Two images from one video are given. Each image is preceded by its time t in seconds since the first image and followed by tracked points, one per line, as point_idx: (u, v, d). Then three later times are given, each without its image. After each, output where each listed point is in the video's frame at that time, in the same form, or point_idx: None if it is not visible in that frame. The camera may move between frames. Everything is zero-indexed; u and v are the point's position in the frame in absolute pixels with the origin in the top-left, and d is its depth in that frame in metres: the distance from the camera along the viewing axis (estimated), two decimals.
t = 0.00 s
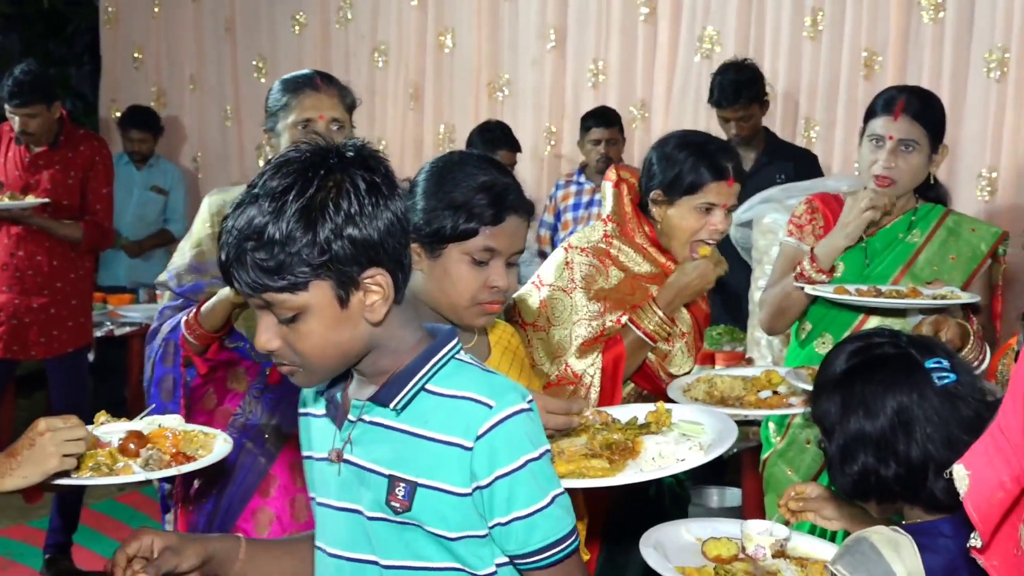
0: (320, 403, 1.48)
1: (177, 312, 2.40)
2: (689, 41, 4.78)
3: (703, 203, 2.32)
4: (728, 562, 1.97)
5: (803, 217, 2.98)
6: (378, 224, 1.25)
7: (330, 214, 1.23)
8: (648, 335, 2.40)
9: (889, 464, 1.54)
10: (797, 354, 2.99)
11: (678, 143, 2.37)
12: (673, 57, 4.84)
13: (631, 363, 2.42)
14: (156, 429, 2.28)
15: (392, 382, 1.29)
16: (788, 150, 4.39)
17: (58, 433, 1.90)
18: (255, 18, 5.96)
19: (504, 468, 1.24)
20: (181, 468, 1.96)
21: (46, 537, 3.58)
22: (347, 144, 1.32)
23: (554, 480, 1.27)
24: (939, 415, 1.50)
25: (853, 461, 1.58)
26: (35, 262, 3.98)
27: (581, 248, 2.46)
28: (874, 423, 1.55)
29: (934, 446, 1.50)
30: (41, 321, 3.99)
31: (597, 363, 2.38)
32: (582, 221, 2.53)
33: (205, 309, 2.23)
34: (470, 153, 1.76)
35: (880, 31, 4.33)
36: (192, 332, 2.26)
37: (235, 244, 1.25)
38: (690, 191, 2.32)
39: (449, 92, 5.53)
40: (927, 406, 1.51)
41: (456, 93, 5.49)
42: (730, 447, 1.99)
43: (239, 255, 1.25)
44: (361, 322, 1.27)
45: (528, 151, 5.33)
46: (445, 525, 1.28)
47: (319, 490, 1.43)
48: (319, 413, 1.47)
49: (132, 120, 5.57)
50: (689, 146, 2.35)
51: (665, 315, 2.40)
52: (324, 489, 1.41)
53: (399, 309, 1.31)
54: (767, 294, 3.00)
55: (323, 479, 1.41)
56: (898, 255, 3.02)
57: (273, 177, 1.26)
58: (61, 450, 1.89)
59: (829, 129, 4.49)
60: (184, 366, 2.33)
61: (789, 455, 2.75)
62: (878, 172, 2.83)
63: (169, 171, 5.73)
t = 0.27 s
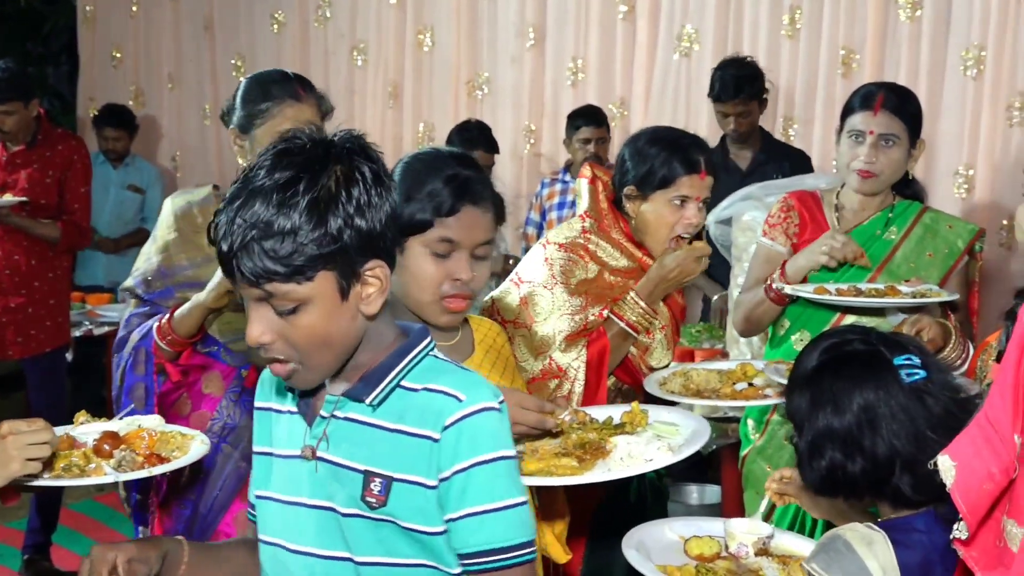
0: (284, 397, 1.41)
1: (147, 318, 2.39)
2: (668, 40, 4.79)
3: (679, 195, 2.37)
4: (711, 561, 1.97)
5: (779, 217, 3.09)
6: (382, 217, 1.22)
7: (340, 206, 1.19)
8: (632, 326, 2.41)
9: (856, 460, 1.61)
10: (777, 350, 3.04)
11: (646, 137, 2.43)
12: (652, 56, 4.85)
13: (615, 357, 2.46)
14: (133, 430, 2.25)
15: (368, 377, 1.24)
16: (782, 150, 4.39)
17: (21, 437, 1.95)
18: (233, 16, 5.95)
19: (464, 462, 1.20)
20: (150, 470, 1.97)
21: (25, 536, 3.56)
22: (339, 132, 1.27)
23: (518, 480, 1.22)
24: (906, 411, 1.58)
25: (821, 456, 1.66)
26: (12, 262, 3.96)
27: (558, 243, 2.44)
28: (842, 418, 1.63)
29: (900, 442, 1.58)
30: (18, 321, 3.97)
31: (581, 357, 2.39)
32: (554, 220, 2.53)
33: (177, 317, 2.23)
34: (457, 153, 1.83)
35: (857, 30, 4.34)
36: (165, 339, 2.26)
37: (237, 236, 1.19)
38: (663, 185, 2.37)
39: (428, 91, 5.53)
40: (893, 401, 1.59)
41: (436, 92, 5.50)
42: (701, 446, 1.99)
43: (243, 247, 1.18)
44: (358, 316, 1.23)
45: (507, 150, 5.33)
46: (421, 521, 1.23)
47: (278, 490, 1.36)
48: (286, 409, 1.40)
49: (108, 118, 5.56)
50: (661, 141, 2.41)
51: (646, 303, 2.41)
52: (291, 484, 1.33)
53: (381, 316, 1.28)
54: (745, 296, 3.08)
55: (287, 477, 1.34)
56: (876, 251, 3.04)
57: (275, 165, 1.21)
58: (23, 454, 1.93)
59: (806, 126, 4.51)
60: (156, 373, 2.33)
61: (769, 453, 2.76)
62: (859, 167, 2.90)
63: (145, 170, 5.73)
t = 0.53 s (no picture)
0: (273, 384, 1.40)
1: (124, 318, 2.39)
2: (651, 39, 4.80)
3: (657, 181, 2.49)
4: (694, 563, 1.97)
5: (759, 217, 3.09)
6: (386, 207, 1.22)
7: (345, 192, 1.18)
8: (608, 340, 2.48)
9: (821, 457, 1.70)
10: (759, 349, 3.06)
11: (619, 133, 2.57)
12: (635, 54, 4.86)
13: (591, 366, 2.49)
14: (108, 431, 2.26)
15: (353, 375, 1.24)
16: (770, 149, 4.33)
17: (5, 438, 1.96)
18: (216, 15, 5.94)
19: (431, 471, 1.20)
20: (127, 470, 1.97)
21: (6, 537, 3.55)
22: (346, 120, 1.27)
23: (489, 492, 1.22)
24: (872, 411, 1.66)
25: (788, 451, 1.75)
26: None
27: (537, 245, 2.51)
28: (809, 414, 1.71)
29: (864, 440, 1.67)
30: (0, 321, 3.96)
31: (556, 362, 2.41)
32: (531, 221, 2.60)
33: (156, 316, 2.23)
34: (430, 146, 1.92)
35: (838, 29, 4.36)
36: (143, 339, 2.26)
37: (236, 214, 1.17)
38: (641, 174, 2.49)
39: (411, 90, 5.53)
40: (859, 400, 1.67)
41: (419, 91, 5.50)
42: (678, 454, 1.99)
43: (243, 225, 1.16)
44: (353, 303, 1.22)
45: (491, 148, 5.33)
46: (388, 527, 1.22)
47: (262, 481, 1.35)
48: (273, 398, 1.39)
49: (88, 116, 5.54)
50: (634, 136, 2.54)
51: (626, 320, 2.48)
52: (272, 477, 1.33)
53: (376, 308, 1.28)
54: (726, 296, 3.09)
55: (269, 469, 1.34)
56: (858, 250, 3.05)
57: (279, 148, 1.20)
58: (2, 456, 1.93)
59: (788, 125, 4.52)
60: (134, 372, 2.34)
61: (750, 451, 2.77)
62: (842, 164, 2.91)
63: (126, 169, 5.71)
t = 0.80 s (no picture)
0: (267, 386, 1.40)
1: (110, 312, 2.39)
2: (633, 38, 4.80)
3: (630, 173, 2.54)
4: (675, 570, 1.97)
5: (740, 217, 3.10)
6: (387, 213, 1.22)
7: (346, 198, 1.18)
8: (582, 339, 2.56)
9: (774, 456, 1.75)
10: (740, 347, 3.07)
11: (588, 127, 2.60)
12: (617, 53, 4.86)
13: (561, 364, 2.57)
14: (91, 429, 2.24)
15: (348, 379, 1.24)
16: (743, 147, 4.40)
17: None
18: (197, 13, 5.92)
19: (422, 479, 1.20)
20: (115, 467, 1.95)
21: None
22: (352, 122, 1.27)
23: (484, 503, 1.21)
24: (823, 413, 1.71)
25: (745, 448, 1.79)
26: None
27: (515, 244, 2.57)
28: (764, 413, 1.75)
29: (815, 441, 1.71)
30: None
31: (530, 358, 2.50)
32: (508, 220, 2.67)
33: (139, 312, 2.23)
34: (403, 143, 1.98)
35: (819, 28, 4.37)
36: (127, 334, 2.26)
37: (235, 212, 1.17)
38: (612, 167, 2.54)
39: (393, 88, 5.52)
40: (811, 402, 1.72)
41: (401, 89, 5.49)
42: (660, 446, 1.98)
43: (241, 224, 1.16)
44: (344, 311, 1.23)
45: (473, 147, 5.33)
46: (380, 535, 1.22)
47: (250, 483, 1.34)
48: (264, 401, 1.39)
49: (65, 114, 5.51)
50: (603, 129, 2.58)
51: (598, 319, 2.57)
52: (259, 479, 1.33)
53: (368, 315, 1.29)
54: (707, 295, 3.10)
55: (257, 471, 1.33)
56: (838, 248, 3.06)
57: (284, 147, 1.19)
58: None
59: (770, 124, 4.53)
60: (118, 367, 2.32)
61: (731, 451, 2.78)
62: (823, 161, 2.92)
63: (105, 168, 5.70)
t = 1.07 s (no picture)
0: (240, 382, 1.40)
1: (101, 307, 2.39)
2: (614, 38, 4.81)
3: (604, 170, 2.56)
4: None
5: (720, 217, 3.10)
6: (348, 224, 1.20)
7: (302, 209, 1.16)
8: (561, 342, 2.52)
9: (740, 459, 1.73)
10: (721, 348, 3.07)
11: (558, 128, 2.61)
12: (598, 53, 4.87)
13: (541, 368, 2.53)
14: (69, 429, 2.23)
15: (315, 379, 1.24)
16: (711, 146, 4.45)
17: None
18: (177, 13, 5.91)
19: (389, 479, 1.19)
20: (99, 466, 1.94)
21: None
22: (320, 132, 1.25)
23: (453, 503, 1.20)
24: (788, 419, 1.70)
25: (712, 452, 1.77)
26: None
27: (492, 247, 2.60)
28: (730, 415, 1.74)
29: (781, 444, 1.70)
30: None
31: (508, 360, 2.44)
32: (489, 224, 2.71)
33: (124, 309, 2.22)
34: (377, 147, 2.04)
35: (799, 27, 4.39)
36: (112, 329, 2.25)
37: (191, 221, 1.16)
38: (589, 165, 2.55)
39: (374, 88, 5.52)
40: (776, 406, 1.71)
41: (382, 89, 5.49)
42: (629, 443, 1.91)
43: (197, 234, 1.16)
44: (308, 322, 1.22)
45: (454, 147, 5.33)
46: (351, 535, 1.22)
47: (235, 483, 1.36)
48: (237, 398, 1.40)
49: (42, 114, 5.49)
50: (574, 129, 2.59)
51: (578, 321, 2.53)
52: (243, 479, 1.35)
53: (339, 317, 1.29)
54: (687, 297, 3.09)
55: (240, 472, 1.35)
56: (818, 247, 3.07)
57: (244, 157, 1.18)
58: None
59: (751, 124, 4.54)
60: (105, 360, 2.32)
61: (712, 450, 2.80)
62: (803, 160, 2.92)
63: (84, 169, 5.68)
